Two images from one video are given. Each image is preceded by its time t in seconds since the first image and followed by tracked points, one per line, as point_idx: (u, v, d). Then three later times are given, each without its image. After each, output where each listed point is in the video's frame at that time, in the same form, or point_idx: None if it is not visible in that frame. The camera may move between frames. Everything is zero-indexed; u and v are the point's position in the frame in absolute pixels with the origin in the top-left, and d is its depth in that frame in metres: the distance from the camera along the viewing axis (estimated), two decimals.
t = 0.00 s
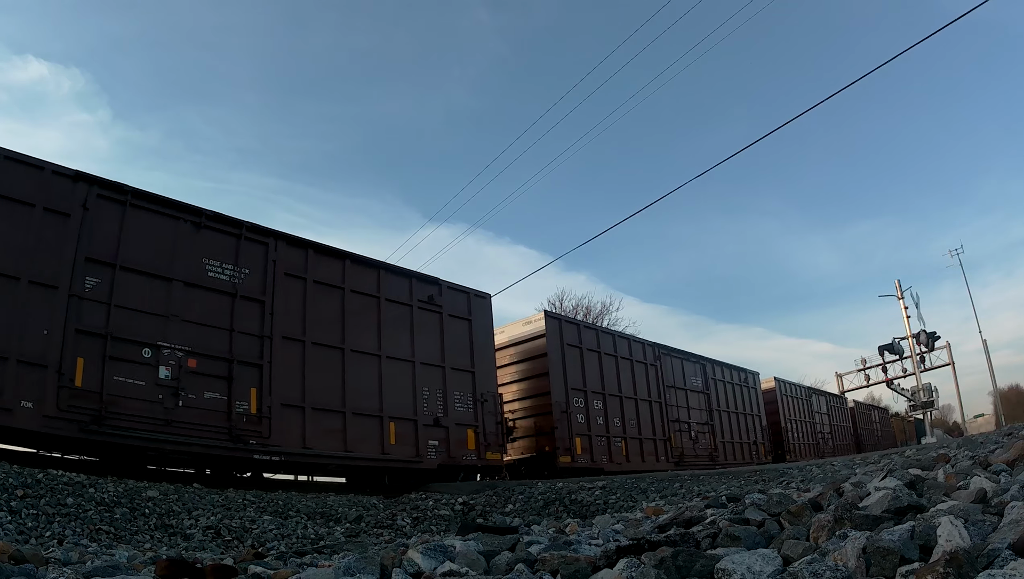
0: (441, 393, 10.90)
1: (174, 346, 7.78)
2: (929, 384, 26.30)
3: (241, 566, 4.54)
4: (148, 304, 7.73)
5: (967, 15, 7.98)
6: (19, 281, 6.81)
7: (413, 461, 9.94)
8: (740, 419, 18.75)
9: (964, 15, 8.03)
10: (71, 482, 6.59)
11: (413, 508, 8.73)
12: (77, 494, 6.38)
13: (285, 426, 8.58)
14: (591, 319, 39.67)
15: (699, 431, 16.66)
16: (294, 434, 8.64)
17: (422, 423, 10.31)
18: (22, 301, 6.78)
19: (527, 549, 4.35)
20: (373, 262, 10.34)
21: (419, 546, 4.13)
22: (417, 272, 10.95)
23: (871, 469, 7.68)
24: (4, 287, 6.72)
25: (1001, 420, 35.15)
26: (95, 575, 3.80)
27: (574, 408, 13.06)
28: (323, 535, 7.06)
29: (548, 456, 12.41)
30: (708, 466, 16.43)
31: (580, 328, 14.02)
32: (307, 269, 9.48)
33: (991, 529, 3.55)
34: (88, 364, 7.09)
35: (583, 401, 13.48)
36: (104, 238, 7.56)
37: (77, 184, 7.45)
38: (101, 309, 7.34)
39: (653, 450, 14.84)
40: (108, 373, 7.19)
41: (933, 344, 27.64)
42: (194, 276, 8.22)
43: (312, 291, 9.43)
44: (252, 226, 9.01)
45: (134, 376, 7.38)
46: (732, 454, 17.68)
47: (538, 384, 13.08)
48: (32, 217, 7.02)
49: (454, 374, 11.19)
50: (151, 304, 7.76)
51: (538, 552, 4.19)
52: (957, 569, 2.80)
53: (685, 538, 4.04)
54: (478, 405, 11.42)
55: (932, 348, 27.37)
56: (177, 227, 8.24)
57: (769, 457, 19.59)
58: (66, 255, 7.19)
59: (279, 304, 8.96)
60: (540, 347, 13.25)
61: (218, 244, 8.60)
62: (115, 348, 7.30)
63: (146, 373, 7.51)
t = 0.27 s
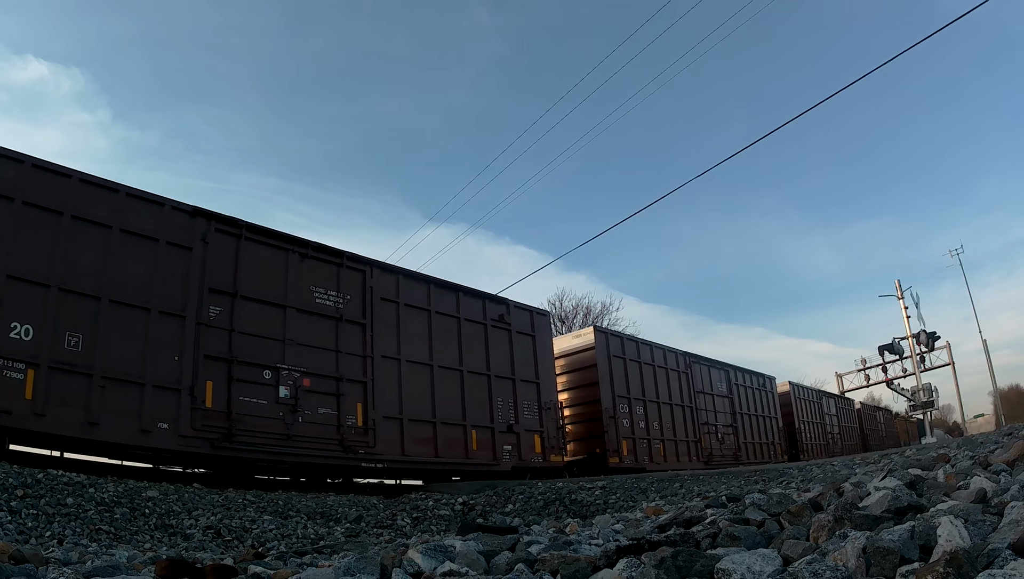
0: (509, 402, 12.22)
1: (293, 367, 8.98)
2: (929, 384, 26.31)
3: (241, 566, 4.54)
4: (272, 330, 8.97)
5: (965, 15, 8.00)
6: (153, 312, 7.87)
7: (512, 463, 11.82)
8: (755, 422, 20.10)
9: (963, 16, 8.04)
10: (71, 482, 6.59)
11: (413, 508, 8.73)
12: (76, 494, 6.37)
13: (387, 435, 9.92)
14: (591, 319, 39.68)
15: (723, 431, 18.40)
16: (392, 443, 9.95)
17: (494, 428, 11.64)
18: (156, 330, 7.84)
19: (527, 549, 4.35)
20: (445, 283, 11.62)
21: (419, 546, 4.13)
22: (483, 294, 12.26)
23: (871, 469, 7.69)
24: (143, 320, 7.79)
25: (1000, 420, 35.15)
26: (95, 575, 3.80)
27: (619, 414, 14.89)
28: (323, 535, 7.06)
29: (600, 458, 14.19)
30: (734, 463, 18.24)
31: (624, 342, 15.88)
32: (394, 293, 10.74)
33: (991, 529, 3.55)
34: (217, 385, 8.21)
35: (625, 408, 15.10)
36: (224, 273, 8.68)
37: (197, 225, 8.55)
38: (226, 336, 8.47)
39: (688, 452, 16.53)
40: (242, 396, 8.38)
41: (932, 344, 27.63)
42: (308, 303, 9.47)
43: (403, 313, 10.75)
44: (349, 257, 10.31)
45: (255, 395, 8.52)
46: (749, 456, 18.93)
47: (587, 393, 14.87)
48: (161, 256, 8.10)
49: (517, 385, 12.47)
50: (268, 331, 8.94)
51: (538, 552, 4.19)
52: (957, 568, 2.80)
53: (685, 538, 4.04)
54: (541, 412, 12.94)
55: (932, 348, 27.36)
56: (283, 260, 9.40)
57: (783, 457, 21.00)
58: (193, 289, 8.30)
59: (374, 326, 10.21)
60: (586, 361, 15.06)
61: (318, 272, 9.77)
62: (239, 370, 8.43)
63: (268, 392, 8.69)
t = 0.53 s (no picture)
0: (568, 410, 14.02)
1: (393, 384, 10.48)
2: (929, 384, 26.32)
3: (241, 566, 4.54)
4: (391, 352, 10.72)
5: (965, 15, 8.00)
6: (272, 336, 9.23)
7: (563, 464, 13.41)
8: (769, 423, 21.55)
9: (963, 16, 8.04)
10: (71, 482, 6.59)
11: (413, 508, 8.73)
12: (76, 494, 6.37)
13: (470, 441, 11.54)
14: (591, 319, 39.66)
15: (748, 432, 20.16)
16: (472, 447, 11.55)
17: (556, 432, 13.41)
18: (276, 351, 9.21)
19: (527, 549, 4.35)
20: (518, 306, 13.59)
21: (419, 546, 4.13)
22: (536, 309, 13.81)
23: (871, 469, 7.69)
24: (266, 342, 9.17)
25: (1000, 420, 35.15)
26: (95, 575, 3.80)
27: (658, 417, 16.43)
28: (323, 535, 7.06)
29: (641, 458, 15.73)
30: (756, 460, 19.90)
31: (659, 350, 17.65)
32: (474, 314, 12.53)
33: (992, 529, 3.55)
34: (328, 402, 9.58)
35: (661, 412, 16.80)
36: (331, 299, 10.11)
37: (311, 258, 10.02)
38: (334, 357, 9.86)
39: (715, 451, 18.21)
40: (350, 409, 9.80)
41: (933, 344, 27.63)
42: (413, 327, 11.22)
43: (485, 332, 12.60)
44: (438, 284, 11.99)
45: (361, 409, 9.94)
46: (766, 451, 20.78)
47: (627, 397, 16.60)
48: (278, 284, 9.50)
49: (574, 394, 14.28)
50: (369, 350, 10.41)
51: (538, 552, 4.18)
52: (957, 568, 2.80)
53: (685, 538, 4.04)
54: (593, 418, 14.69)
55: (933, 348, 27.36)
56: (379, 286, 10.87)
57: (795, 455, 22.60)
58: (304, 314, 9.70)
59: (456, 344, 11.86)
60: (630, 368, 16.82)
61: (405, 296, 11.23)
62: (345, 387, 9.83)
63: (372, 406, 10.14)
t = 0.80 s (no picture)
0: (616, 415, 15.33)
1: (472, 395, 11.89)
2: (929, 384, 26.32)
3: (241, 566, 4.54)
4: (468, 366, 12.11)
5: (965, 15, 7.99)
6: (371, 355, 10.49)
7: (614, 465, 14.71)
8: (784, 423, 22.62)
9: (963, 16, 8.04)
10: (71, 482, 6.59)
11: (413, 508, 8.74)
12: (76, 494, 6.37)
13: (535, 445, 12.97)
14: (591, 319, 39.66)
15: (767, 434, 21.32)
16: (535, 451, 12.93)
17: (607, 435, 14.73)
18: (376, 368, 10.50)
19: (527, 549, 4.35)
20: (572, 322, 14.95)
21: (419, 546, 4.13)
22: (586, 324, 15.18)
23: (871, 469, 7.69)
24: (366, 361, 10.44)
25: (1000, 420, 35.13)
26: (95, 575, 3.80)
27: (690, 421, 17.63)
28: (323, 535, 7.06)
29: (675, 458, 16.93)
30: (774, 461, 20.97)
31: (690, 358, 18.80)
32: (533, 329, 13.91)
33: (991, 529, 3.55)
34: (420, 413, 10.91)
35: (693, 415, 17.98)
36: (417, 320, 11.45)
37: (403, 284, 11.36)
38: (422, 371, 11.20)
39: (738, 451, 19.33)
40: (439, 416, 11.20)
41: (933, 344, 27.63)
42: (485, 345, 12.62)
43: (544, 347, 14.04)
44: (504, 303, 13.40)
45: (447, 419, 11.33)
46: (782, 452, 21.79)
47: (663, 404, 17.77)
48: (374, 306, 10.78)
49: (620, 401, 15.60)
50: (448, 365, 11.78)
51: (538, 552, 4.18)
52: (957, 568, 2.80)
53: (685, 538, 4.04)
54: (636, 422, 15.96)
55: (933, 348, 27.35)
56: (455, 307, 12.32)
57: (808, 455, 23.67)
58: (397, 334, 11.02)
59: (522, 358, 13.28)
60: (664, 377, 17.98)
61: (479, 316, 12.71)
62: (434, 400, 11.19)
63: (455, 415, 11.53)
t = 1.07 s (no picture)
0: (654, 418, 16.72)
1: (538, 404, 13.50)
2: (929, 384, 26.32)
3: (241, 566, 4.54)
4: (530, 375, 13.65)
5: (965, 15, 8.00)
6: (453, 369, 12.04)
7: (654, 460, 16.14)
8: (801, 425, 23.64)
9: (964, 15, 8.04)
10: (71, 482, 6.59)
11: (413, 508, 8.74)
12: (77, 494, 6.38)
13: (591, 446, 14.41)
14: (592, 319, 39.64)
15: (786, 434, 22.24)
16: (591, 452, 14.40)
17: (647, 437, 16.21)
18: (457, 381, 12.03)
19: (527, 549, 4.35)
20: (615, 332, 16.36)
21: (420, 546, 4.13)
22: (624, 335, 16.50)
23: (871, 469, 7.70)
24: (450, 374, 11.99)
25: (1001, 420, 35.10)
26: (95, 575, 3.80)
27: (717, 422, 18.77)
28: (323, 535, 7.06)
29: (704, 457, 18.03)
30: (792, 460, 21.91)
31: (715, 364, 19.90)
32: (583, 342, 15.48)
33: (992, 529, 3.55)
34: (495, 421, 12.49)
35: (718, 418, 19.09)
36: (489, 336, 13.05)
37: (474, 304, 12.87)
38: (491, 382, 12.69)
39: (758, 451, 20.33)
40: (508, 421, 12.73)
41: (933, 344, 27.61)
42: (539, 356, 14.10)
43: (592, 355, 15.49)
44: (555, 316, 14.83)
45: (518, 425, 12.98)
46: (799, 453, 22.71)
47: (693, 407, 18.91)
48: (454, 323, 12.38)
49: (658, 405, 16.96)
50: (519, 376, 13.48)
51: (538, 552, 4.18)
52: (957, 568, 2.80)
53: (685, 538, 4.04)
54: (671, 425, 17.21)
55: (933, 347, 27.34)
56: (519, 323, 13.94)
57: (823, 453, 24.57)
58: (475, 350, 12.61)
59: (575, 368, 14.86)
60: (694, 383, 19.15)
61: (540, 332, 14.37)
62: (506, 409, 12.79)
63: (523, 422, 13.15)
